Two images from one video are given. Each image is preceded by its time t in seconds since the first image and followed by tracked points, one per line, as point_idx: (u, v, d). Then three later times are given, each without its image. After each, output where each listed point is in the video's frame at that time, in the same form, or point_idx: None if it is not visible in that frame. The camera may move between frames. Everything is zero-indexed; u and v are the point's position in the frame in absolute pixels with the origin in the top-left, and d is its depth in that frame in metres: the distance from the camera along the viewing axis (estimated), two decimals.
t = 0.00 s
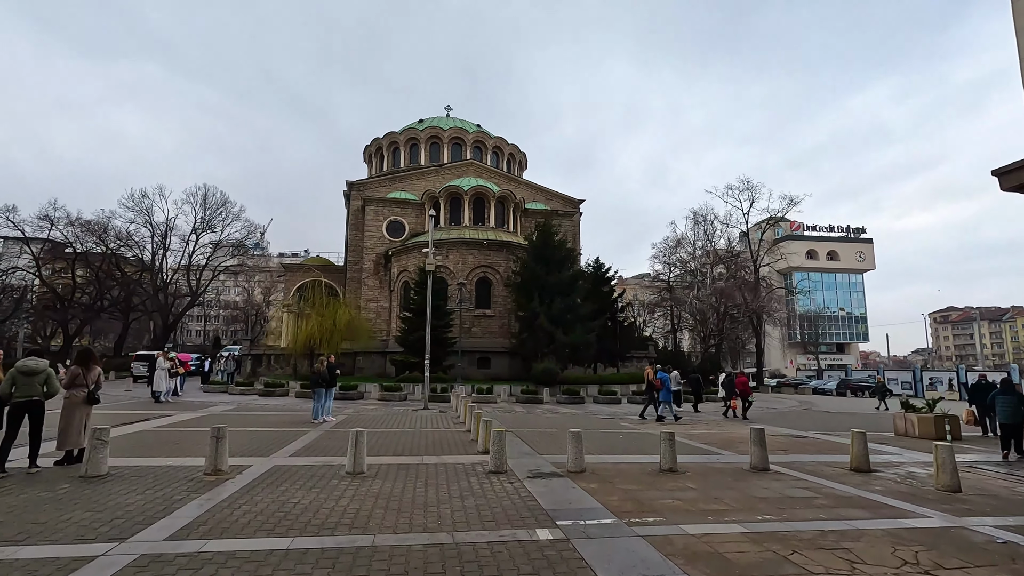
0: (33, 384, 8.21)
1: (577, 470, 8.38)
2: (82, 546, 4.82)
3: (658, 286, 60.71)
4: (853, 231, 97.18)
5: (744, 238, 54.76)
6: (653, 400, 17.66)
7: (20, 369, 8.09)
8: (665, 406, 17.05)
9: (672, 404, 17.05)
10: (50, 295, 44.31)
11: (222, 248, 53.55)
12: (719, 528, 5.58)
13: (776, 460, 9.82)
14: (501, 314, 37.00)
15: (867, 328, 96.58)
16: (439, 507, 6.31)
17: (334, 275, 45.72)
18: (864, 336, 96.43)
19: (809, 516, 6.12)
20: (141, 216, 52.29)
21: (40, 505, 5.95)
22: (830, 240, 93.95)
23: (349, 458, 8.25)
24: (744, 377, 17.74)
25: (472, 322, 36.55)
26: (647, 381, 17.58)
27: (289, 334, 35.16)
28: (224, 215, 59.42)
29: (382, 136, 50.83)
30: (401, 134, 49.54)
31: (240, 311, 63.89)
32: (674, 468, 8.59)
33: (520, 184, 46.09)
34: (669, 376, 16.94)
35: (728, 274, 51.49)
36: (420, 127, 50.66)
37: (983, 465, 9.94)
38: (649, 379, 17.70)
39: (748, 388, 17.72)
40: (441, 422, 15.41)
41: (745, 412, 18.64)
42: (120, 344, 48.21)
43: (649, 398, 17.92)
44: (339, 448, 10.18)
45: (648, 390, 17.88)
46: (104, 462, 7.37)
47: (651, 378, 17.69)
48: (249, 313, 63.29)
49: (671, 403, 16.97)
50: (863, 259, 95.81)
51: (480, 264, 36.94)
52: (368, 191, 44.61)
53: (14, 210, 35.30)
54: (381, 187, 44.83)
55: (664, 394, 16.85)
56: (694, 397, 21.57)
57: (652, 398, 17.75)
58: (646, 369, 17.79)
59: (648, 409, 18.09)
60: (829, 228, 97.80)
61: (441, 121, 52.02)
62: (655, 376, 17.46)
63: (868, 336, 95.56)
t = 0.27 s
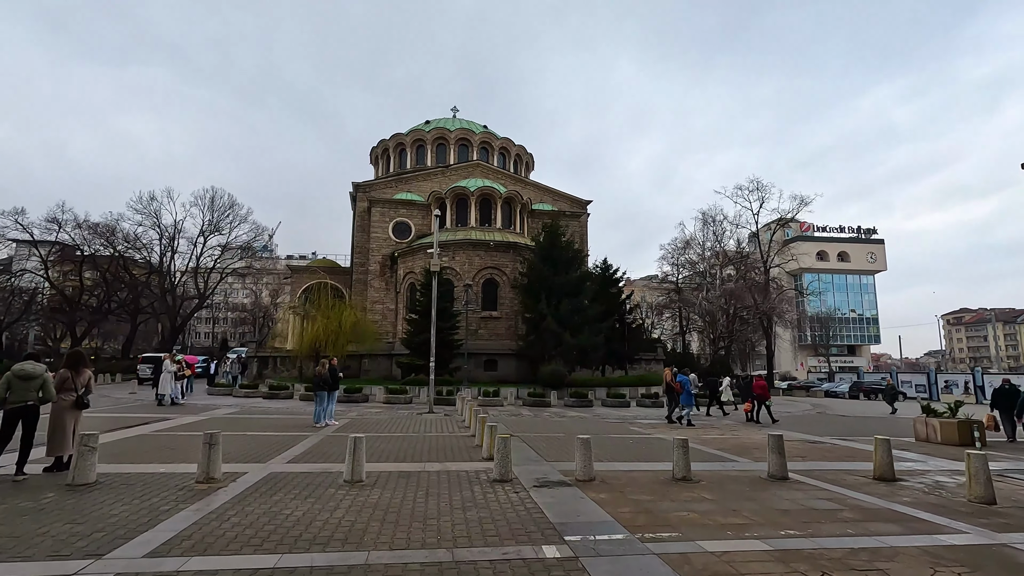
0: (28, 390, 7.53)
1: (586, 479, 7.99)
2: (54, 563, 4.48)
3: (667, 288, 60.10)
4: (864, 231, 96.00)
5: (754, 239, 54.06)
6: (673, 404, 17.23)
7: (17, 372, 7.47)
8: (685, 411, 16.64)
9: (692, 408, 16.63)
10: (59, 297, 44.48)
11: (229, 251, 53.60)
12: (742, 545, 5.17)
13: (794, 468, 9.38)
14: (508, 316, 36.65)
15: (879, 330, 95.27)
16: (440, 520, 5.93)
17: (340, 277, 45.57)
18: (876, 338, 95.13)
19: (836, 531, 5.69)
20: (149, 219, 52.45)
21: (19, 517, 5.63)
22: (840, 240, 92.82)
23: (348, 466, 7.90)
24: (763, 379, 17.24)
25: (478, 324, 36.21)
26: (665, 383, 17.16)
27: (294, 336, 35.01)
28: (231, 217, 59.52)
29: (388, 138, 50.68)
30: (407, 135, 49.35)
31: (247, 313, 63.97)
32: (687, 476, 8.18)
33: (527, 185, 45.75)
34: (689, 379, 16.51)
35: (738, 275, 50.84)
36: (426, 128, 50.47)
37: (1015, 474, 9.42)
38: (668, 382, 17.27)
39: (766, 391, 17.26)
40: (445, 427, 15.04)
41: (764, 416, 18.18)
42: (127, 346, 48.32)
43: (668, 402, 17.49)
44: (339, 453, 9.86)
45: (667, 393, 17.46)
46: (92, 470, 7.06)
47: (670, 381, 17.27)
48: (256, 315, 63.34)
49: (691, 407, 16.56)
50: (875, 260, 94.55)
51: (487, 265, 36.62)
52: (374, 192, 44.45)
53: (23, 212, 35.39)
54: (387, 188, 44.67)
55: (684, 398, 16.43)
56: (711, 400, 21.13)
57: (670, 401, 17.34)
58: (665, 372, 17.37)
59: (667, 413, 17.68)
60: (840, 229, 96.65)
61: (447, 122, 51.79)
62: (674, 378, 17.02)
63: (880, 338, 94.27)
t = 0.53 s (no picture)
0: (10, 389, 7.26)
1: (586, 484, 7.65)
2: None
3: (671, 289, 59.63)
4: (870, 232, 95.24)
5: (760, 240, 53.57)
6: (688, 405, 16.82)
7: None
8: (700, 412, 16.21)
9: (706, 409, 16.22)
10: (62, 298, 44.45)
11: (233, 251, 53.54)
12: (752, 557, 4.82)
13: (804, 472, 9.01)
14: (511, 317, 36.35)
15: (886, 331, 94.37)
16: (430, 528, 5.59)
17: (343, 278, 45.39)
18: (883, 340, 94.20)
19: (851, 542, 5.32)
20: (153, 220, 52.46)
21: None
22: (847, 241, 92.05)
23: (338, 469, 7.59)
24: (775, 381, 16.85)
25: (481, 324, 35.90)
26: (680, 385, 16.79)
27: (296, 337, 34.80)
28: (235, 218, 59.50)
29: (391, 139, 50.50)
30: (410, 136, 49.15)
31: (251, 314, 63.92)
32: (693, 481, 7.83)
33: (531, 185, 45.45)
34: (705, 380, 16.13)
35: (744, 276, 50.34)
36: (430, 128, 50.26)
37: None
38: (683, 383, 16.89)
39: (781, 394, 16.88)
40: (444, 429, 14.72)
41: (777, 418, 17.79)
42: (131, 347, 48.30)
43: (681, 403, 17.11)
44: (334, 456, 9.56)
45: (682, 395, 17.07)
46: (71, 474, 6.79)
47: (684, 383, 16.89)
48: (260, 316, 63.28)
49: (706, 408, 16.14)
50: (882, 261, 93.71)
51: (489, 266, 36.33)
52: (376, 193, 44.27)
53: (25, 212, 35.34)
54: (390, 189, 44.50)
55: (698, 399, 16.03)
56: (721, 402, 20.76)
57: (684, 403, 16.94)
58: (680, 373, 16.99)
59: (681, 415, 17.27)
60: (846, 230, 95.90)
61: (450, 122, 51.59)
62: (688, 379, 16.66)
63: (887, 339, 93.37)
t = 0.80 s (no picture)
0: None
1: (586, 489, 7.30)
2: None
3: (673, 288, 59.22)
4: (873, 231, 94.70)
5: (763, 239, 53.13)
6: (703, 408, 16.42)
7: None
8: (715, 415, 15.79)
9: (722, 412, 15.81)
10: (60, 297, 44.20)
11: (232, 250, 53.24)
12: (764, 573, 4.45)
13: (814, 477, 8.63)
14: (512, 316, 35.98)
15: (889, 331, 93.82)
16: (418, 540, 5.23)
17: (342, 277, 45.06)
18: (886, 340, 93.65)
19: (870, 555, 4.95)
20: (152, 219, 52.18)
21: None
22: (849, 240, 91.55)
23: (326, 475, 7.25)
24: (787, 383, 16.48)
25: (481, 324, 35.53)
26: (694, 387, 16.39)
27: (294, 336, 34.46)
28: (234, 218, 59.20)
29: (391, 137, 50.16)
30: (411, 134, 48.81)
31: (251, 314, 63.66)
32: (698, 487, 7.47)
33: (531, 183, 45.08)
34: (720, 382, 15.72)
35: (746, 276, 49.93)
36: (430, 127, 49.93)
37: None
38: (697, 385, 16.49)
39: (792, 395, 16.54)
40: (442, 430, 14.37)
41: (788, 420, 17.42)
42: (129, 347, 48.02)
43: (696, 406, 16.71)
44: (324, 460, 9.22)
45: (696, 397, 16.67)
46: (43, 480, 6.45)
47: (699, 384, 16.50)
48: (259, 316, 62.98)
49: (721, 411, 15.73)
50: (884, 260, 93.20)
51: (490, 264, 35.98)
52: (376, 191, 43.95)
53: (22, 211, 35.07)
54: (390, 187, 44.18)
55: (714, 401, 15.62)
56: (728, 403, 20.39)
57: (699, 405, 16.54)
58: (694, 375, 16.60)
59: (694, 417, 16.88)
60: (849, 229, 95.37)
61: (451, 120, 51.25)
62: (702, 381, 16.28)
63: (889, 339, 92.85)
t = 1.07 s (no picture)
0: None
1: (589, 495, 6.96)
2: None
3: (676, 289, 58.78)
4: (877, 231, 94.04)
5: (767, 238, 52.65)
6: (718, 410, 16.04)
7: None
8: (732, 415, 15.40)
9: (738, 412, 15.44)
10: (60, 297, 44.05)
11: (233, 250, 52.99)
12: None
13: (826, 483, 8.28)
14: (513, 316, 35.62)
15: (894, 331, 93.14)
16: (410, 552, 4.90)
17: (343, 276, 44.78)
18: (890, 340, 93.02)
19: (895, 570, 4.61)
20: (153, 219, 52.01)
21: None
22: (853, 240, 90.95)
23: (316, 480, 6.92)
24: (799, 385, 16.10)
25: (482, 324, 35.20)
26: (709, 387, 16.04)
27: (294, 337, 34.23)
28: (235, 217, 58.98)
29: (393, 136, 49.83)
30: (412, 133, 48.50)
31: (252, 314, 63.48)
32: (706, 493, 7.12)
33: (533, 182, 44.73)
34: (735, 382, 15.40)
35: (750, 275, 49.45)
36: (431, 126, 49.63)
37: None
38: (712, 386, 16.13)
39: (803, 396, 16.23)
40: (441, 432, 14.03)
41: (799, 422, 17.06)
42: (129, 347, 47.82)
43: (712, 408, 16.33)
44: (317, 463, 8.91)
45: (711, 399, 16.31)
46: (18, 485, 6.14)
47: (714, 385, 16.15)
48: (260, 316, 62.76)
49: (737, 412, 15.36)
50: (888, 261, 92.59)
51: (491, 264, 35.65)
52: (377, 190, 43.67)
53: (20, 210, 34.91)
54: (391, 186, 43.92)
55: (730, 401, 15.25)
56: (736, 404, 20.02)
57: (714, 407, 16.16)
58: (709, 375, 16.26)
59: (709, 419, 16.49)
60: (853, 229, 94.73)
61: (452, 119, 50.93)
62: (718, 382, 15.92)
63: (894, 340, 92.22)
